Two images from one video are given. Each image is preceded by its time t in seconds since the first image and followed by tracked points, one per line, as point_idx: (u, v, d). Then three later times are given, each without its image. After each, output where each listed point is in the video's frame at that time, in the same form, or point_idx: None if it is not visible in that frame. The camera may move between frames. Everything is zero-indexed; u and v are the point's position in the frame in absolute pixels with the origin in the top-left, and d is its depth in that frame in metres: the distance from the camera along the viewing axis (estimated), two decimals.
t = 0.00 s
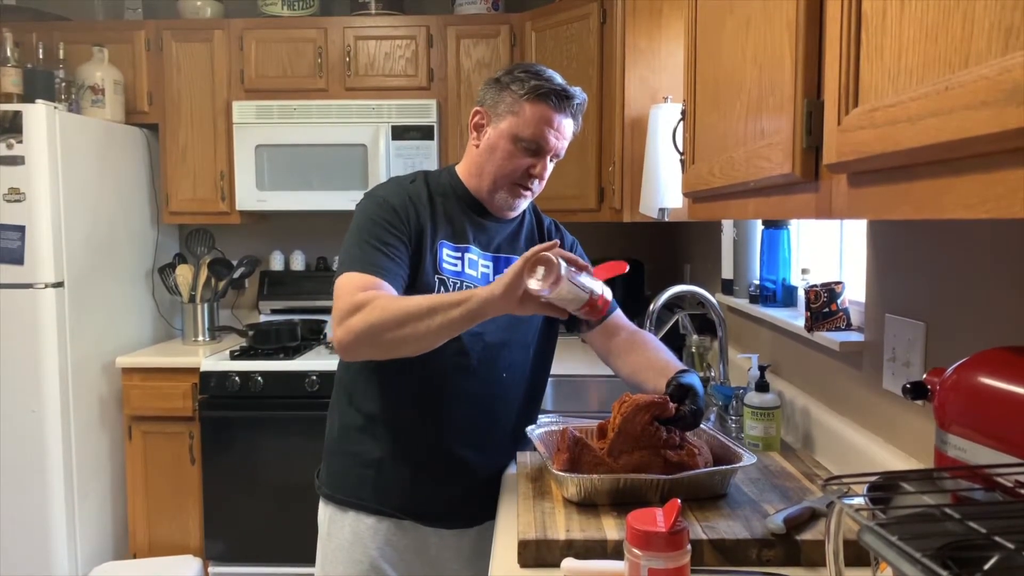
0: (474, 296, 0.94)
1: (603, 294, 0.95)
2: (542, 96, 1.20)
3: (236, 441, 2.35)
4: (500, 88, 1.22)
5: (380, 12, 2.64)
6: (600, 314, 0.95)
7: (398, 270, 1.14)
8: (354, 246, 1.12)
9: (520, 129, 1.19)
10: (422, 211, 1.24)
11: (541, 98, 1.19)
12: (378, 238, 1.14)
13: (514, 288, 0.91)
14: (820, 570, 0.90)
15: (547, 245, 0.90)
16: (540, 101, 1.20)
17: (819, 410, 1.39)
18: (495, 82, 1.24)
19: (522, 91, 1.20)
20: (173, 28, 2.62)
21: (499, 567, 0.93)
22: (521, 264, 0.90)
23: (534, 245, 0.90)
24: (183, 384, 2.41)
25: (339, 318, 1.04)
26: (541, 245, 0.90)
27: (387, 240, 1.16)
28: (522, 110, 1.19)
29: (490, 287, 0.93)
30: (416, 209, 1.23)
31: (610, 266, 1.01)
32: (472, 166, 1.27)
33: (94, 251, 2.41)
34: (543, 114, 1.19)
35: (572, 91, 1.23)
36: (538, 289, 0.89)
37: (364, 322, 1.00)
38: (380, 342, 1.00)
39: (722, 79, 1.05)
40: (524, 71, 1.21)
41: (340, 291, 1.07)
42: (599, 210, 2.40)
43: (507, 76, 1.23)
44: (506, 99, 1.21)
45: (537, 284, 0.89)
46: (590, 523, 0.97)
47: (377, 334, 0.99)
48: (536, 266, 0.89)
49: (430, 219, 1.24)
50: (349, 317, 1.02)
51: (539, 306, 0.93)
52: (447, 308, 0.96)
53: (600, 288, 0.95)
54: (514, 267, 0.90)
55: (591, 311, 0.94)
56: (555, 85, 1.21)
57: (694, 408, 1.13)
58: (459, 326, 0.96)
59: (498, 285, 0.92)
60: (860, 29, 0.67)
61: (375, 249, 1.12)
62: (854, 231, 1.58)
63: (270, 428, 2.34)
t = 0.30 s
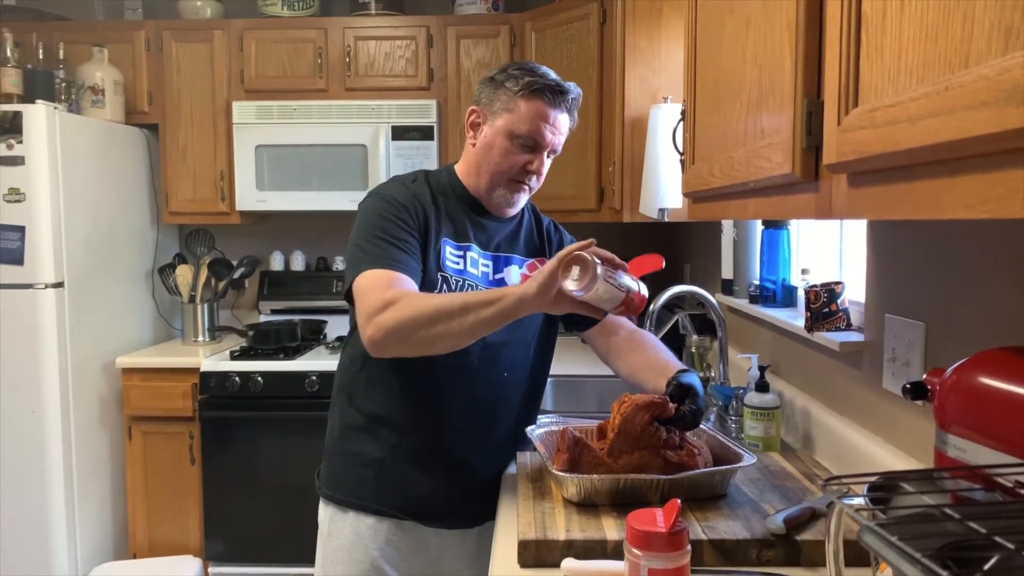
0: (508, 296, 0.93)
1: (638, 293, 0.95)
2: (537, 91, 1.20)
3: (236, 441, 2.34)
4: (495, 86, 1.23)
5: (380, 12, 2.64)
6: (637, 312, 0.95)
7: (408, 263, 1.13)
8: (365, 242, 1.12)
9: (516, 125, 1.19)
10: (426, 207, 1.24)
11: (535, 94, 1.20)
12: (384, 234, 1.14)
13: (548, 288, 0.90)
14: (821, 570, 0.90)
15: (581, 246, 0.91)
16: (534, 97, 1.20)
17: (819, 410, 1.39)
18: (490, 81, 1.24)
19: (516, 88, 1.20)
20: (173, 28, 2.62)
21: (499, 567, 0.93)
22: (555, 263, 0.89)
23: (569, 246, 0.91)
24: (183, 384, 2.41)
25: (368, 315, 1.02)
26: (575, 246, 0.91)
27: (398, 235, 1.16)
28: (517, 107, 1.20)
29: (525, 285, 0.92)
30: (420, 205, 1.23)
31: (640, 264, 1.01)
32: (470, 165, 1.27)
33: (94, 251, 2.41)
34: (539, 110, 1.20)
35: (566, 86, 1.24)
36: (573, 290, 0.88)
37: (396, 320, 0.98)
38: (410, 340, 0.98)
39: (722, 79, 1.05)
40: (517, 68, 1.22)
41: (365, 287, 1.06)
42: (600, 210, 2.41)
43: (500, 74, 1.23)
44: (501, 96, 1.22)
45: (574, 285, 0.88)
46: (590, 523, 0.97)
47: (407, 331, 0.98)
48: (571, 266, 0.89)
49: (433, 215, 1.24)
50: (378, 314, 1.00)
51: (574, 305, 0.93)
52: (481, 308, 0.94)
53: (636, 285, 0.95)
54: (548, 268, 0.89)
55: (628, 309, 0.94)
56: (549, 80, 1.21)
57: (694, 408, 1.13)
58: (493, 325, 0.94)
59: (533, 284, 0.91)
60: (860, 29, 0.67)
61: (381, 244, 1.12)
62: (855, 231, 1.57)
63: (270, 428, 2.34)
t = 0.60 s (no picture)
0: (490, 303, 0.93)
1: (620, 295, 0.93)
2: (539, 91, 1.20)
3: (236, 441, 2.35)
4: (497, 86, 1.23)
5: (380, 13, 2.64)
6: (619, 316, 0.92)
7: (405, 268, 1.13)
8: (362, 244, 1.12)
9: (519, 125, 1.20)
10: (427, 209, 1.24)
11: (538, 94, 1.20)
12: (383, 236, 1.14)
13: (526, 295, 0.90)
14: (821, 570, 0.90)
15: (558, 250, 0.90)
16: (537, 97, 1.20)
17: (819, 410, 1.39)
18: (492, 81, 1.24)
19: (519, 88, 1.20)
20: (173, 28, 2.62)
21: (499, 567, 0.93)
22: (532, 269, 0.90)
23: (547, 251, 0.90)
24: (183, 384, 2.41)
25: (354, 318, 1.02)
26: (552, 250, 0.90)
27: (396, 237, 1.16)
28: (519, 107, 1.20)
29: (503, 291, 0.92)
30: (420, 208, 1.23)
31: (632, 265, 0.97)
32: (472, 165, 1.27)
33: (94, 251, 2.41)
34: (542, 110, 1.20)
35: (568, 86, 1.24)
36: (549, 296, 0.88)
37: (382, 322, 0.99)
38: (396, 344, 0.99)
39: (722, 79, 1.05)
40: (520, 68, 1.22)
41: (355, 289, 1.06)
42: (600, 210, 2.41)
43: (503, 75, 1.23)
44: (503, 96, 1.22)
45: (549, 291, 0.89)
46: (590, 523, 0.97)
47: (392, 334, 0.98)
48: (547, 271, 0.89)
49: (434, 217, 1.24)
50: (364, 317, 1.01)
51: (554, 310, 0.92)
52: (462, 313, 0.95)
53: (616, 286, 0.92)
54: (525, 273, 0.90)
55: (608, 314, 0.92)
56: (552, 80, 1.21)
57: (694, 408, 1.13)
58: (475, 330, 0.95)
59: (511, 289, 0.91)
60: (860, 29, 0.67)
61: (379, 247, 1.12)
62: (854, 231, 1.57)
63: (270, 428, 2.34)
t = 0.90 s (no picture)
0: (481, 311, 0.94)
1: (614, 315, 0.94)
2: (535, 90, 1.20)
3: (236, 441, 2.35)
4: (494, 85, 1.23)
5: (380, 12, 2.63)
6: (610, 335, 0.93)
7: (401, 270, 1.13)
8: (358, 245, 1.12)
9: (514, 124, 1.19)
10: (424, 211, 1.24)
11: (534, 92, 1.19)
12: (379, 237, 1.14)
13: (519, 304, 0.91)
14: (821, 570, 0.90)
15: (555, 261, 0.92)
16: (533, 96, 1.20)
17: (819, 410, 1.39)
18: (488, 80, 1.24)
19: (515, 87, 1.20)
20: (173, 28, 2.62)
21: (499, 567, 0.93)
22: (527, 278, 0.90)
23: (544, 261, 0.92)
24: (183, 384, 2.41)
25: (346, 317, 1.03)
26: (549, 262, 0.91)
27: (393, 239, 1.16)
28: (515, 105, 1.20)
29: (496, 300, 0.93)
30: (417, 209, 1.23)
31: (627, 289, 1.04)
32: (469, 164, 1.27)
33: (94, 251, 2.41)
34: (537, 108, 1.19)
35: (565, 84, 1.23)
36: (542, 305, 0.89)
37: (373, 323, 0.99)
38: (386, 346, 0.99)
39: (722, 79, 1.05)
40: (516, 67, 1.22)
41: (348, 290, 1.06)
42: (600, 210, 2.41)
43: (499, 73, 1.23)
44: (499, 95, 1.22)
45: (542, 301, 0.89)
46: (590, 523, 0.97)
47: (383, 336, 0.99)
48: (542, 282, 0.90)
49: (431, 219, 1.24)
50: (355, 318, 1.01)
51: (546, 323, 0.94)
52: (454, 319, 0.95)
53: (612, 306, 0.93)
54: (519, 283, 0.90)
55: (599, 332, 0.92)
56: (548, 78, 1.21)
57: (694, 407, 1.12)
58: (464, 336, 0.96)
59: (504, 299, 0.92)
60: (860, 30, 0.67)
61: (375, 248, 1.12)
62: (855, 231, 1.57)
63: (270, 428, 2.34)
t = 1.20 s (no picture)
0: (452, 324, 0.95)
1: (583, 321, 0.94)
2: (532, 89, 1.20)
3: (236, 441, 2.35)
4: (491, 85, 1.23)
5: (380, 11, 2.63)
6: (581, 341, 0.94)
7: (388, 277, 1.13)
8: (347, 250, 1.13)
9: (511, 124, 1.19)
10: (417, 213, 1.24)
11: (531, 93, 1.19)
12: (369, 242, 1.14)
13: (491, 319, 0.91)
14: (821, 570, 0.90)
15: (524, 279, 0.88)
16: (530, 96, 1.20)
17: (819, 410, 1.39)
18: (485, 80, 1.24)
19: (511, 86, 1.20)
20: (173, 27, 2.62)
21: (498, 567, 0.93)
22: (498, 293, 0.89)
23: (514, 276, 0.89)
24: (183, 383, 2.41)
25: (325, 326, 1.05)
26: (520, 276, 0.89)
27: (383, 245, 1.16)
28: (512, 105, 1.20)
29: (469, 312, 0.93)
30: (411, 212, 1.23)
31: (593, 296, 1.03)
32: (466, 165, 1.28)
33: (94, 251, 2.41)
34: (535, 108, 1.19)
35: (562, 84, 1.23)
36: (514, 322, 0.89)
37: (350, 333, 1.02)
38: (364, 355, 1.02)
39: (722, 79, 1.05)
40: (512, 67, 1.21)
41: (331, 299, 1.08)
42: (599, 209, 2.40)
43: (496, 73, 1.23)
44: (496, 95, 1.22)
45: (513, 317, 0.89)
46: (590, 522, 0.97)
47: (359, 346, 1.01)
48: (512, 298, 0.89)
49: (425, 222, 1.24)
50: (333, 327, 1.04)
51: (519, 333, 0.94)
52: (427, 331, 0.97)
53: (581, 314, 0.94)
54: (492, 296, 0.90)
55: (570, 339, 0.93)
56: (545, 78, 1.21)
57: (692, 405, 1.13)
58: (437, 348, 0.97)
59: (478, 312, 0.91)
60: (861, 30, 0.67)
61: (363, 254, 1.12)
62: (855, 231, 1.57)
63: (271, 427, 2.34)
